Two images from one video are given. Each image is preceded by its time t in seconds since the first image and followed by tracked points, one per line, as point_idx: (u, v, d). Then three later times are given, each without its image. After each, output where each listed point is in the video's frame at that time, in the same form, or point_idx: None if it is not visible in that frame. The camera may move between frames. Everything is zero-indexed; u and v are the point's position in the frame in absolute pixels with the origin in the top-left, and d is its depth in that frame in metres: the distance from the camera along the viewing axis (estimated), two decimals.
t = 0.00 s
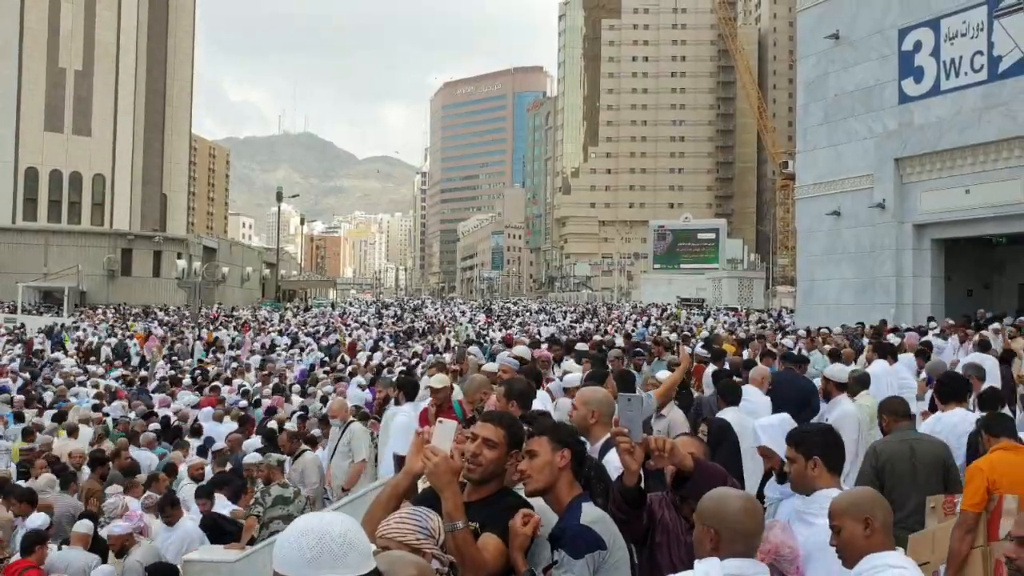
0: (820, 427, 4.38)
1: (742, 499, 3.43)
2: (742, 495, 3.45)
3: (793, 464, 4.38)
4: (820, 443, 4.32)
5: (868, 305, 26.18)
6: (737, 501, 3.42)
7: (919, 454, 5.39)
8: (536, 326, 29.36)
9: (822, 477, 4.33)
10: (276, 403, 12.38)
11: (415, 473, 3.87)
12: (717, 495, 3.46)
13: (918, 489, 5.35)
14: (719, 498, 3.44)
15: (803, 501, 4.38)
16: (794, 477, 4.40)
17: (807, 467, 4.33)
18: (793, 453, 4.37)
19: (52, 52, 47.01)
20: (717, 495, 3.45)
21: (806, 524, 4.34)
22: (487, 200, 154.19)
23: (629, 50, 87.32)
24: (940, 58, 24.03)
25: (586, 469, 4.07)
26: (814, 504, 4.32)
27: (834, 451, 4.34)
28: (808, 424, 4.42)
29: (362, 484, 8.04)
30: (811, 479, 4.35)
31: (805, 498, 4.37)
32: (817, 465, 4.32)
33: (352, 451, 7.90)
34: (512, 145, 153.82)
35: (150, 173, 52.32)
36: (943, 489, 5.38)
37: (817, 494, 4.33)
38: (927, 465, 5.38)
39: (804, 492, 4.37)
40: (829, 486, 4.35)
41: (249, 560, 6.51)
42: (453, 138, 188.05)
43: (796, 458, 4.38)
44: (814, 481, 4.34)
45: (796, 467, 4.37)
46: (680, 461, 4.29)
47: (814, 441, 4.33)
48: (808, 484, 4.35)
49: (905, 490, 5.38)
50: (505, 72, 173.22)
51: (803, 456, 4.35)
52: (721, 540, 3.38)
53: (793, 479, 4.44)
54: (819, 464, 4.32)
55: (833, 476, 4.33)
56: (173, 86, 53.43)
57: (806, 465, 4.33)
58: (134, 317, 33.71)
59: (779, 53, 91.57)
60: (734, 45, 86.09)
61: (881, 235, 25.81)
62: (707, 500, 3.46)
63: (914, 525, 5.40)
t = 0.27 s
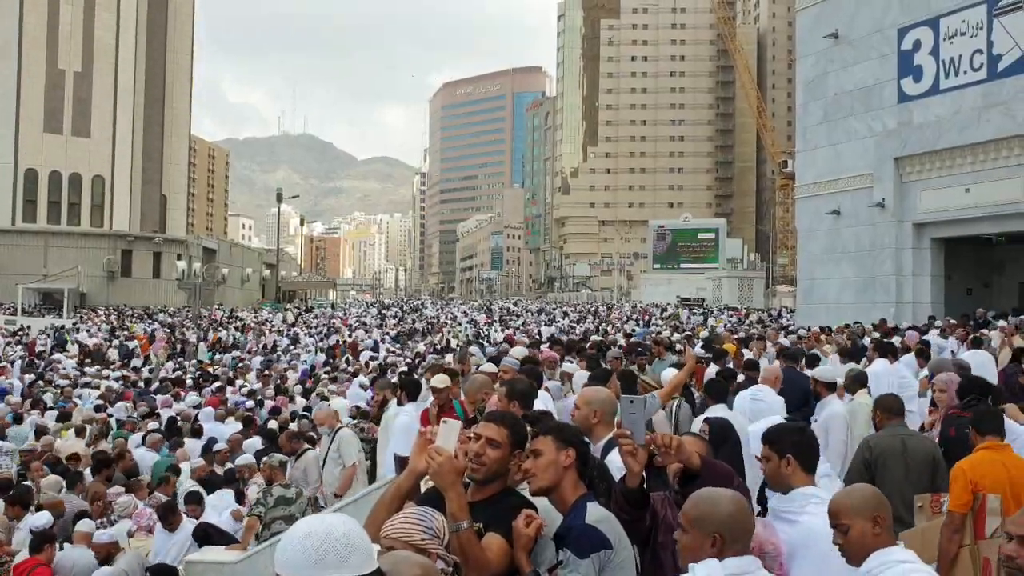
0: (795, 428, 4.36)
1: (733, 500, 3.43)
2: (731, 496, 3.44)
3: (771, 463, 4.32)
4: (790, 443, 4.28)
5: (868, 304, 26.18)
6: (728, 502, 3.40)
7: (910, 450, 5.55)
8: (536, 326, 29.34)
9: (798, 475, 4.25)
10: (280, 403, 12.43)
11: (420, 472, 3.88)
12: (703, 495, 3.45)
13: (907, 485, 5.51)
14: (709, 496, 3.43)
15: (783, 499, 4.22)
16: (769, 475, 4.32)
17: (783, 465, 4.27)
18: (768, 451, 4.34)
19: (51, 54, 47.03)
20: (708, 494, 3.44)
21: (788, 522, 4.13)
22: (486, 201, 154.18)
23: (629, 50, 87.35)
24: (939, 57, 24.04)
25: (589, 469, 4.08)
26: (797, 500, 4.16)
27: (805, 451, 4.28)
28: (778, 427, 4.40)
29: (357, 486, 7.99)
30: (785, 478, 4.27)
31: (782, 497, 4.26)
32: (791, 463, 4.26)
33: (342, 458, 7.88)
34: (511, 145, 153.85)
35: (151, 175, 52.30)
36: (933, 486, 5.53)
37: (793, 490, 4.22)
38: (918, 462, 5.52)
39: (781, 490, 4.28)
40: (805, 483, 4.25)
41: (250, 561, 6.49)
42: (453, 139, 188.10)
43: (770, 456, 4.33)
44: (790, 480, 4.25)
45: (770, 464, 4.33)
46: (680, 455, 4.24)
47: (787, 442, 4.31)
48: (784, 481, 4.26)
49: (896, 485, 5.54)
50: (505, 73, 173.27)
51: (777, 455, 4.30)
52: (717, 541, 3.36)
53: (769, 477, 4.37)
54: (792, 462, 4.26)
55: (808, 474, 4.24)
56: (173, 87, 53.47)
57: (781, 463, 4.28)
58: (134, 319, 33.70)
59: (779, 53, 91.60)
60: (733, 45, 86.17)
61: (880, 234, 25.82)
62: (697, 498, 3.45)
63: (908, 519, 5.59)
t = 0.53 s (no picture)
0: (766, 420, 4.47)
1: (725, 500, 3.42)
2: (724, 496, 3.43)
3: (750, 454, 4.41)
4: (770, 436, 4.38)
5: (875, 304, 26.14)
6: (720, 502, 3.39)
7: (913, 442, 6.09)
8: (542, 326, 29.31)
9: (774, 469, 4.35)
10: (289, 403, 12.49)
11: (430, 471, 3.91)
12: (695, 494, 3.44)
13: (908, 474, 6.03)
14: (701, 496, 3.42)
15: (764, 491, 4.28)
16: (745, 468, 4.41)
17: (761, 459, 4.37)
18: (745, 447, 4.43)
19: (57, 55, 47.13)
20: (699, 494, 3.43)
21: (772, 514, 4.17)
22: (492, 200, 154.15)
23: (634, 49, 87.22)
24: (945, 55, 23.96)
25: (599, 468, 4.08)
26: (771, 495, 4.24)
27: (783, 445, 4.38)
28: (757, 421, 4.48)
29: (358, 488, 7.98)
30: (764, 471, 4.36)
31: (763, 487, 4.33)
32: (770, 458, 4.35)
33: (340, 460, 7.84)
34: (517, 145, 153.77)
35: (157, 175, 52.34)
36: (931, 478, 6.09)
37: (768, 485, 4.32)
38: (920, 452, 6.07)
39: (759, 483, 4.37)
40: (780, 476, 4.36)
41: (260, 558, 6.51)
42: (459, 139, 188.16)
43: (749, 450, 4.43)
44: (768, 473, 4.35)
45: (749, 459, 4.42)
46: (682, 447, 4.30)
47: (765, 435, 4.40)
48: (761, 475, 4.36)
49: (900, 473, 6.06)
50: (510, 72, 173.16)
51: (756, 449, 4.40)
52: (710, 542, 3.34)
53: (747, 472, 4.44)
54: (771, 456, 4.35)
55: (785, 467, 4.35)
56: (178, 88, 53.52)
57: (760, 457, 4.37)
58: (141, 319, 33.72)
59: (784, 51, 91.38)
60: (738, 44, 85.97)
61: (887, 233, 25.77)
62: (689, 498, 3.44)
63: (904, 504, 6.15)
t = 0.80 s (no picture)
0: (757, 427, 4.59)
1: (726, 508, 3.39)
2: (724, 504, 3.41)
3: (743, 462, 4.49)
4: (762, 441, 4.51)
5: (881, 311, 26.05)
6: (720, 510, 3.37)
7: (914, 447, 6.16)
8: (548, 334, 29.28)
9: (767, 472, 4.47)
10: (298, 409, 12.55)
11: (438, 480, 3.94)
12: (696, 502, 3.42)
13: (907, 479, 6.11)
14: (702, 504, 3.40)
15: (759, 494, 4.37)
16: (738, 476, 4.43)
17: (755, 464, 4.47)
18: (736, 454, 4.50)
19: (65, 63, 47.34)
20: (699, 501, 3.42)
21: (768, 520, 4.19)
22: (497, 208, 154.30)
23: (639, 57, 87.31)
24: (951, 61, 23.94)
25: (610, 475, 4.09)
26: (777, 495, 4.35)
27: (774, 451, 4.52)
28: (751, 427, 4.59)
29: (357, 505, 7.82)
30: (756, 475, 4.48)
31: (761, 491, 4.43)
32: (761, 461, 4.47)
33: (342, 475, 7.73)
34: (522, 152, 153.96)
35: (164, 183, 52.45)
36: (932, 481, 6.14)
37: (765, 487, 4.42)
38: (920, 457, 6.13)
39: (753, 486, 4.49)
40: (772, 478, 4.49)
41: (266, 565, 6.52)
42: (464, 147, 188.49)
43: (740, 458, 4.51)
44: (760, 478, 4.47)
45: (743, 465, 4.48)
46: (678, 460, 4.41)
47: (761, 441, 4.52)
48: (755, 480, 4.47)
49: (900, 478, 6.15)
50: (516, 80, 173.53)
51: (747, 456, 4.49)
52: (712, 550, 3.31)
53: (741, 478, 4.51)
54: (764, 460, 4.47)
55: (776, 472, 4.49)
56: (185, 96, 53.71)
57: (753, 463, 4.48)
58: (147, 327, 33.76)
59: (790, 59, 91.43)
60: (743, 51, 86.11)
61: (893, 241, 25.69)
62: (688, 506, 3.42)
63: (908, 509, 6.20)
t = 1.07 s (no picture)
0: (749, 437, 4.45)
1: (748, 516, 3.39)
2: (745, 512, 3.41)
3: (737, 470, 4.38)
4: (758, 450, 4.39)
5: (885, 320, 26.03)
6: (739, 517, 3.37)
7: (899, 456, 6.14)
8: (550, 343, 29.30)
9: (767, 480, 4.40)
10: (305, 417, 12.57)
11: (442, 489, 3.94)
12: (715, 510, 3.42)
13: (893, 487, 6.07)
14: (722, 513, 3.39)
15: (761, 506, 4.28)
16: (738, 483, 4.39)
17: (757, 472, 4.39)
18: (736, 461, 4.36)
19: (70, 75, 47.54)
20: (720, 510, 3.41)
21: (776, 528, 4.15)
22: (500, 217, 154.73)
23: (642, 67, 87.47)
24: (954, 71, 23.96)
25: (615, 485, 4.10)
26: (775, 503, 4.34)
27: (769, 457, 4.42)
28: (743, 437, 4.45)
29: (357, 513, 7.78)
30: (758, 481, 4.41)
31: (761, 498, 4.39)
32: (761, 470, 4.38)
33: (341, 484, 7.70)
34: (525, 162, 154.51)
35: (168, 194, 52.60)
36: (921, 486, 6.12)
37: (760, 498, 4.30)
38: (907, 466, 6.11)
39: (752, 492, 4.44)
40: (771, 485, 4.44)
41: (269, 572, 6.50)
42: (467, 157, 189.10)
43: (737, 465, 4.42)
44: (759, 486, 4.37)
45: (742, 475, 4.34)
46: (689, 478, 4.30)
47: (754, 450, 4.40)
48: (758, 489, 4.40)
49: (885, 488, 6.11)
50: (518, 90, 174.19)
51: (748, 466, 4.37)
52: (733, 557, 3.31)
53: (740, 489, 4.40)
54: (763, 468, 4.38)
55: (773, 477, 4.41)
56: (189, 106, 53.96)
57: (754, 472, 4.37)
58: (151, 336, 33.88)
59: (792, 68, 91.72)
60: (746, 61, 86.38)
61: (897, 250, 25.69)
62: (706, 514, 3.41)
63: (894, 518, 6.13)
